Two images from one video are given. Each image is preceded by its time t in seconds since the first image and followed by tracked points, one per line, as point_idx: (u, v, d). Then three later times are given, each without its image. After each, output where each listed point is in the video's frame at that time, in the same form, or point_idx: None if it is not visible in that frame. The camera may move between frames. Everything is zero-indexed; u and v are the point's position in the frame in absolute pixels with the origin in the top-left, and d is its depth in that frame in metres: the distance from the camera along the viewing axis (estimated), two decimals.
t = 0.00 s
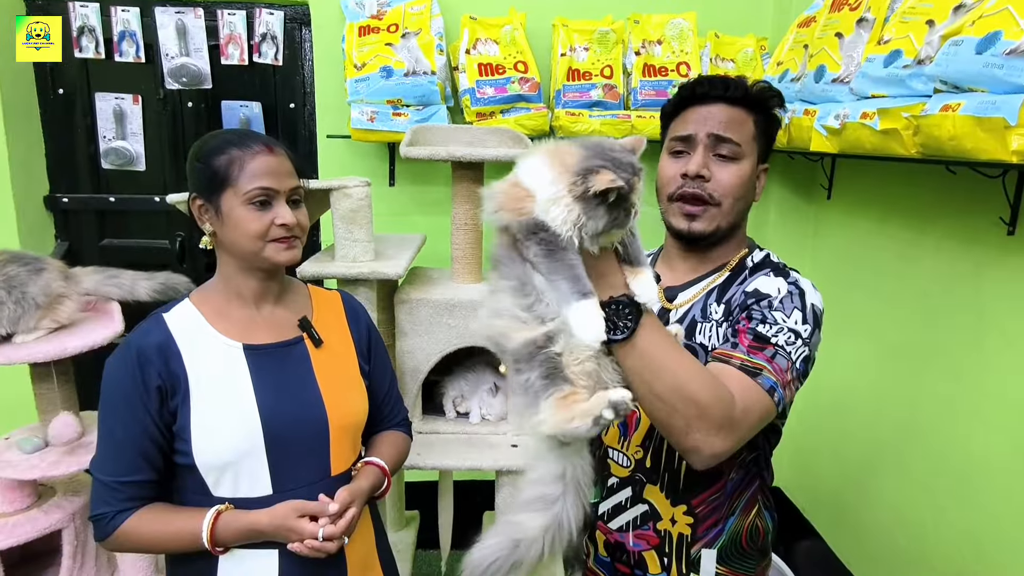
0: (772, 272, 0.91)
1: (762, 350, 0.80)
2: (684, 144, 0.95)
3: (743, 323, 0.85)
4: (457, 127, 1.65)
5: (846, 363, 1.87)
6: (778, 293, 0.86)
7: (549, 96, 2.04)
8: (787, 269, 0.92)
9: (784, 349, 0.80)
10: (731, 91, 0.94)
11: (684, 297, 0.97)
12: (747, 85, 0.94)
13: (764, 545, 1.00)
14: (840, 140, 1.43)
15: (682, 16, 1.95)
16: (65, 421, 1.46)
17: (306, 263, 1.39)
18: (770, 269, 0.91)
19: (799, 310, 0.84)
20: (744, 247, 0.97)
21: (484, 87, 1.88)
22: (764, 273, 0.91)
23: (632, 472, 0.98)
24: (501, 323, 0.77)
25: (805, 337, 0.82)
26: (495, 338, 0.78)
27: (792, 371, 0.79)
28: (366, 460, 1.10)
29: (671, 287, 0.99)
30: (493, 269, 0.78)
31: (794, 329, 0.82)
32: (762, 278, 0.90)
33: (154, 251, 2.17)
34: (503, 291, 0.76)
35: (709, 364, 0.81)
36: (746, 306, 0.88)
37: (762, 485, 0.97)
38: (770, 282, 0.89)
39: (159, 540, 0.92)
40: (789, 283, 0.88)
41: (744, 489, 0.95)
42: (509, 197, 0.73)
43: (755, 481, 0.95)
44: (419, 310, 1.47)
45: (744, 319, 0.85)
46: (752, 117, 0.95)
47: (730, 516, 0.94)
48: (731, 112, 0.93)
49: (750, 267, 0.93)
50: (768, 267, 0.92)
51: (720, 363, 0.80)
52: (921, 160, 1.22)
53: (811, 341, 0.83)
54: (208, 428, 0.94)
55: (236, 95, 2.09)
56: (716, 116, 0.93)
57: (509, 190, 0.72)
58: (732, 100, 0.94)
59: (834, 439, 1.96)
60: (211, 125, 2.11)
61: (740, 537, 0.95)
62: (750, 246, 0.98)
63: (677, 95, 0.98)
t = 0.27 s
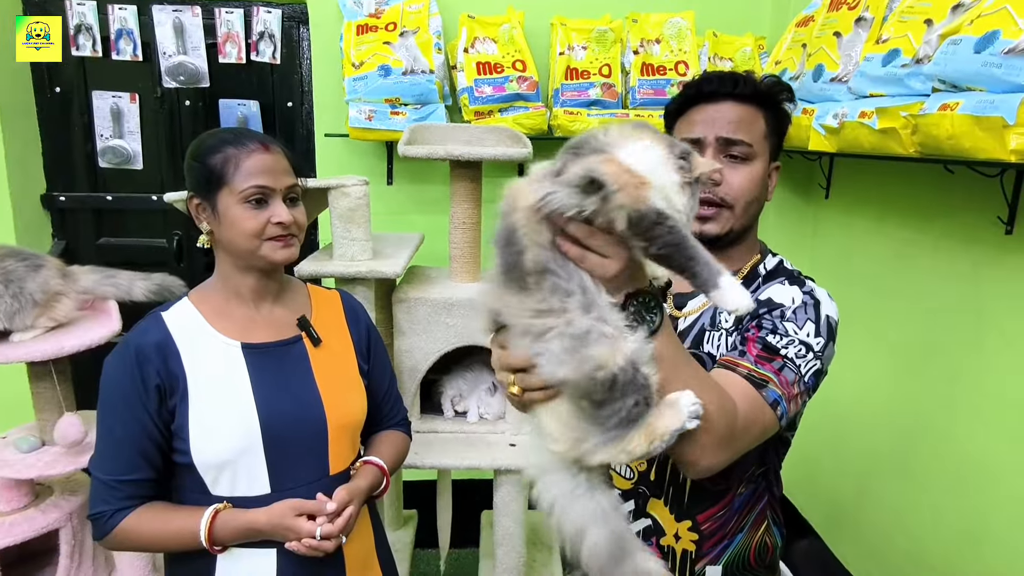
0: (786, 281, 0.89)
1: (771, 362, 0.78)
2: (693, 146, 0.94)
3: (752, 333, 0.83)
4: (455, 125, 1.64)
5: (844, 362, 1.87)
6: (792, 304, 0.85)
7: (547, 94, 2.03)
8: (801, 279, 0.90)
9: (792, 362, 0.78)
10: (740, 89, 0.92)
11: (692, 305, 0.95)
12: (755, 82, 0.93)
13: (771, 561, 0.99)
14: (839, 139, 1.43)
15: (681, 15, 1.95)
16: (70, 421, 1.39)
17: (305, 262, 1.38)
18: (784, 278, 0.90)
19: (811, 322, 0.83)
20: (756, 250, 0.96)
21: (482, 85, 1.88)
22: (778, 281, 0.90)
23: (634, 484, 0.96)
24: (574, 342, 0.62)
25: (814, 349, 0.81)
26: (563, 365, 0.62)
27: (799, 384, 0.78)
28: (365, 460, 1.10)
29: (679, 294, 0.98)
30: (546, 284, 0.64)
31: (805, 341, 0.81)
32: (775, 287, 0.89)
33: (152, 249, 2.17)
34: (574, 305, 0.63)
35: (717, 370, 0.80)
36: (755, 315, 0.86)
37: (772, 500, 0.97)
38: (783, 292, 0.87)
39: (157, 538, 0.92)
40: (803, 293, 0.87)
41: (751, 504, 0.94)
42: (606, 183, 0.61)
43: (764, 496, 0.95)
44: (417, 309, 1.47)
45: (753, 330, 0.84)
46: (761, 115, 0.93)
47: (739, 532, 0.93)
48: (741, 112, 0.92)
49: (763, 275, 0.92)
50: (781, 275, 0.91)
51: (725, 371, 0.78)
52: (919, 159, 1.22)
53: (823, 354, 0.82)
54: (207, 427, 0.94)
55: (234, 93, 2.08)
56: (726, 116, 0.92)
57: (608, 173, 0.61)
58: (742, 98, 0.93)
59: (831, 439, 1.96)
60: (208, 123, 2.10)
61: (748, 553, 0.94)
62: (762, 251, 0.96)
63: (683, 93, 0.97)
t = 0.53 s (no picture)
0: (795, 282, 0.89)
1: (785, 361, 0.77)
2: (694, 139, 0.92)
3: (764, 332, 0.82)
4: (452, 124, 1.64)
5: (841, 361, 1.87)
6: (803, 305, 0.85)
7: (544, 93, 2.03)
8: (809, 282, 0.91)
9: (807, 362, 0.78)
10: (741, 83, 0.91)
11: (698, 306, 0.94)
12: (755, 77, 0.91)
13: (768, 564, 1.00)
14: (836, 137, 1.43)
15: (678, 14, 1.95)
16: (45, 426, 1.39)
17: (301, 261, 1.38)
18: (793, 280, 0.90)
19: (822, 324, 0.84)
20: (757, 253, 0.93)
21: (479, 84, 1.88)
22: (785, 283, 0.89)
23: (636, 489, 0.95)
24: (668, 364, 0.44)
25: (825, 351, 0.81)
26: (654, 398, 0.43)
27: (812, 386, 0.78)
28: (362, 459, 1.10)
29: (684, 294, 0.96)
30: (617, 288, 0.45)
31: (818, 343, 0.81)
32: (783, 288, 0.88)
33: (148, 248, 2.17)
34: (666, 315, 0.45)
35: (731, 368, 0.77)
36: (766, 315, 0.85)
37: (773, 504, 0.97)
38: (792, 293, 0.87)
39: (154, 536, 0.92)
40: (812, 295, 0.87)
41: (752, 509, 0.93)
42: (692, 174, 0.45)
43: (766, 498, 0.95)
44: (414, 308, 1.47)
45: (765, 328, 0.83)
46: (763, 109, 0.91)
47: (742, 535, 0.93)
48: (743, 104, 0.90)
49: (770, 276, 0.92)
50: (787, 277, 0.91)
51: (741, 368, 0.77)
52: (917, 158, 1.22)
53: (832, 356, 0.82)
54: (205, 425, 0.94)
55: (231, 92, 2.08)
56: (726, 110, 0.90)
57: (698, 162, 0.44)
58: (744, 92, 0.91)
59: (828, 437, 1.97)
60: (205, 122, 2.10)
61: (749, 556, 0.95)
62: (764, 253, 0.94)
63: (685, 88, 0.97)
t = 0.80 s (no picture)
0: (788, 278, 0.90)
1: (784, 357, 0.79)
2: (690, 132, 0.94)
3: (761, 327, 0.83)
4: (449, 123, 1.64)
5: (838, 360, 1.87)
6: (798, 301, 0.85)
7: (541, 93, 2.03)
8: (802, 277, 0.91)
9: (803, 358, 0.80)
10: (739, 79, 0.93)
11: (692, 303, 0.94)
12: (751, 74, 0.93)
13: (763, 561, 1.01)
14: (832, 137, 1.43)
15: (675, 13, 1.96)
16: (48, 421, 1.43)
17: (298, 261, 1.38)
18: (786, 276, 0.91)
19: (817, 320, 0.84)
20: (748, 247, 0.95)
21: (476, 83, 1.87)
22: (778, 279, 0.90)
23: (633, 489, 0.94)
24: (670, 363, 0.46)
25: (821, 346, 0.82)
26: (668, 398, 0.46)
27: (809, 382, 0.79)
28: (359, 458, 1.10)
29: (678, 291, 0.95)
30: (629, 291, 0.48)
31: (814, 338, 0.82)
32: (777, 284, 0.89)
33: (144, 248, 2.16)
34: (669, 319, 0.47)
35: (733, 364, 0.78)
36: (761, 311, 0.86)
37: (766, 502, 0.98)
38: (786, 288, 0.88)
39: (150, 535, 0.92)
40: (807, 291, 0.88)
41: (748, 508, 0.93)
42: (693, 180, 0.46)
43: (761, 498, 0.96)
44: (411, 308, 1.47)
45: (762, 324, 0.84)
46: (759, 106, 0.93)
47: (739, 536, 0.93)
48: (738, 99, 0.92)
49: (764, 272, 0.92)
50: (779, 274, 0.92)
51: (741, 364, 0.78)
52: (913, 158, 1.23)
53: (826, 352, 0.83)
54: (201, 424, 0.93)
55: (227, 91, 2.07)
56: (724, 104, 0.92)
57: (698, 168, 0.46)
58: (740, 88, 0.93)
59: (824, 436, 1.97)
60: (202, 122, 2.09)
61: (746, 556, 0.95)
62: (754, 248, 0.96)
63: (684, 83, 0.97)
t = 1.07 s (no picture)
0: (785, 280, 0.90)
1: (777, 361, 0.80)
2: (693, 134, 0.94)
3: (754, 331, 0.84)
4: (446, 123, 1.64)
5: (835, 360, 1.88)
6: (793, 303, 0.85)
7: (538, 92, 2.03)
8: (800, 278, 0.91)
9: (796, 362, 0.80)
10: (746, 82, 0.93)
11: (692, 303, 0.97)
12: (758, 79, 0.93)
13: (758, 560, 1.01)
14: (828, 137, 1.44)
15: (672, 13, 1.96)
16: (59, 418, 1.41)
17: (295, 261, 1.38)
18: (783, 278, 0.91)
19: (812, 324, 0.83)
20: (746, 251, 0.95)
21: (473, 83, 1.87)
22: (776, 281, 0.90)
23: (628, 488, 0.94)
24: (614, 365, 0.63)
25: (815, 350, 0.82)
26: (611, 400, 0.63)
27: (801, 385, 0.79)
28: (356, 458, 1.09)
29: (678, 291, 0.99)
30: (588, 300, 0.64)
31: (808, 342, 0.82)
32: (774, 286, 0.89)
33: (140, 248, 2.16)
34: (620, 323, 0.64)
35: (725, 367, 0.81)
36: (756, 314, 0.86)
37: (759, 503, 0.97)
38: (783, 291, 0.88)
39: (148, 535, 0.91)
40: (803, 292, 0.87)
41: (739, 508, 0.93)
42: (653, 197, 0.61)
43: (754, 498, 0.95)
44: (408, 308, 1.46)
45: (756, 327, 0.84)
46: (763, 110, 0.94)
47: (732, 538, 0.93)
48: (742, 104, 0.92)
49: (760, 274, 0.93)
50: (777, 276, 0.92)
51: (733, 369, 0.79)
52: (909, 158, 1.23)
53: (822, 355, 0.83)
54: (199, 424, 0.93)
55: (224, 91, 2.07)
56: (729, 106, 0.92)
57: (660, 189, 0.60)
58: (746, 91, 0.93)
59: (820, 435, 1.98)
60: (198, 121, 2.09)
61: (739, 558, 0.96)
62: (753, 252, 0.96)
63: (691, 84, 0.98)
